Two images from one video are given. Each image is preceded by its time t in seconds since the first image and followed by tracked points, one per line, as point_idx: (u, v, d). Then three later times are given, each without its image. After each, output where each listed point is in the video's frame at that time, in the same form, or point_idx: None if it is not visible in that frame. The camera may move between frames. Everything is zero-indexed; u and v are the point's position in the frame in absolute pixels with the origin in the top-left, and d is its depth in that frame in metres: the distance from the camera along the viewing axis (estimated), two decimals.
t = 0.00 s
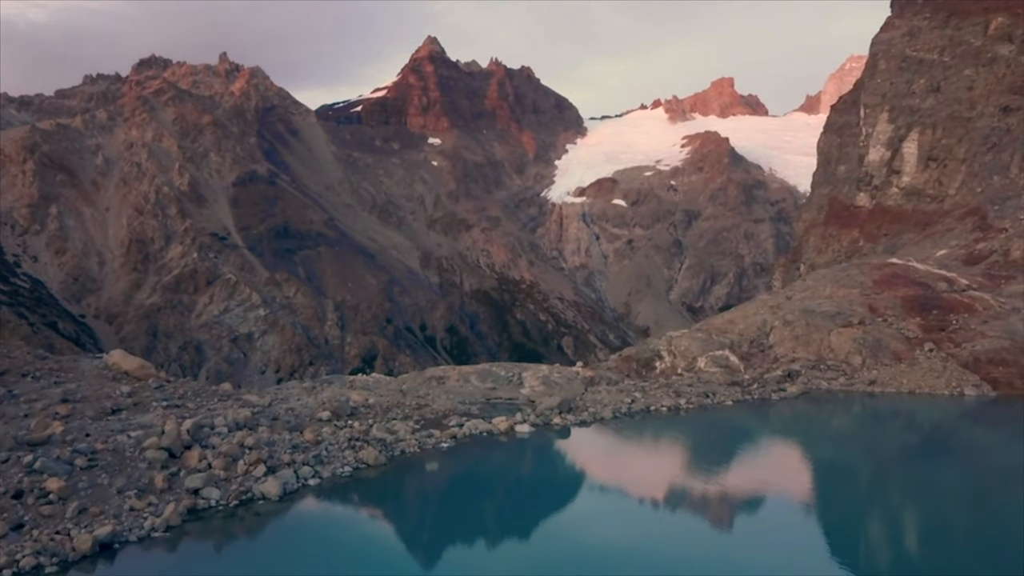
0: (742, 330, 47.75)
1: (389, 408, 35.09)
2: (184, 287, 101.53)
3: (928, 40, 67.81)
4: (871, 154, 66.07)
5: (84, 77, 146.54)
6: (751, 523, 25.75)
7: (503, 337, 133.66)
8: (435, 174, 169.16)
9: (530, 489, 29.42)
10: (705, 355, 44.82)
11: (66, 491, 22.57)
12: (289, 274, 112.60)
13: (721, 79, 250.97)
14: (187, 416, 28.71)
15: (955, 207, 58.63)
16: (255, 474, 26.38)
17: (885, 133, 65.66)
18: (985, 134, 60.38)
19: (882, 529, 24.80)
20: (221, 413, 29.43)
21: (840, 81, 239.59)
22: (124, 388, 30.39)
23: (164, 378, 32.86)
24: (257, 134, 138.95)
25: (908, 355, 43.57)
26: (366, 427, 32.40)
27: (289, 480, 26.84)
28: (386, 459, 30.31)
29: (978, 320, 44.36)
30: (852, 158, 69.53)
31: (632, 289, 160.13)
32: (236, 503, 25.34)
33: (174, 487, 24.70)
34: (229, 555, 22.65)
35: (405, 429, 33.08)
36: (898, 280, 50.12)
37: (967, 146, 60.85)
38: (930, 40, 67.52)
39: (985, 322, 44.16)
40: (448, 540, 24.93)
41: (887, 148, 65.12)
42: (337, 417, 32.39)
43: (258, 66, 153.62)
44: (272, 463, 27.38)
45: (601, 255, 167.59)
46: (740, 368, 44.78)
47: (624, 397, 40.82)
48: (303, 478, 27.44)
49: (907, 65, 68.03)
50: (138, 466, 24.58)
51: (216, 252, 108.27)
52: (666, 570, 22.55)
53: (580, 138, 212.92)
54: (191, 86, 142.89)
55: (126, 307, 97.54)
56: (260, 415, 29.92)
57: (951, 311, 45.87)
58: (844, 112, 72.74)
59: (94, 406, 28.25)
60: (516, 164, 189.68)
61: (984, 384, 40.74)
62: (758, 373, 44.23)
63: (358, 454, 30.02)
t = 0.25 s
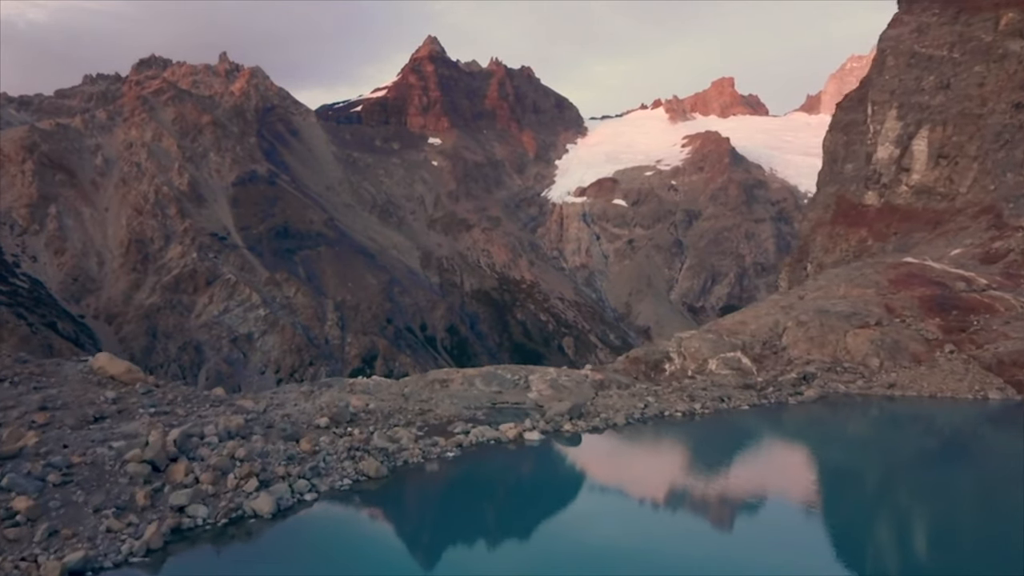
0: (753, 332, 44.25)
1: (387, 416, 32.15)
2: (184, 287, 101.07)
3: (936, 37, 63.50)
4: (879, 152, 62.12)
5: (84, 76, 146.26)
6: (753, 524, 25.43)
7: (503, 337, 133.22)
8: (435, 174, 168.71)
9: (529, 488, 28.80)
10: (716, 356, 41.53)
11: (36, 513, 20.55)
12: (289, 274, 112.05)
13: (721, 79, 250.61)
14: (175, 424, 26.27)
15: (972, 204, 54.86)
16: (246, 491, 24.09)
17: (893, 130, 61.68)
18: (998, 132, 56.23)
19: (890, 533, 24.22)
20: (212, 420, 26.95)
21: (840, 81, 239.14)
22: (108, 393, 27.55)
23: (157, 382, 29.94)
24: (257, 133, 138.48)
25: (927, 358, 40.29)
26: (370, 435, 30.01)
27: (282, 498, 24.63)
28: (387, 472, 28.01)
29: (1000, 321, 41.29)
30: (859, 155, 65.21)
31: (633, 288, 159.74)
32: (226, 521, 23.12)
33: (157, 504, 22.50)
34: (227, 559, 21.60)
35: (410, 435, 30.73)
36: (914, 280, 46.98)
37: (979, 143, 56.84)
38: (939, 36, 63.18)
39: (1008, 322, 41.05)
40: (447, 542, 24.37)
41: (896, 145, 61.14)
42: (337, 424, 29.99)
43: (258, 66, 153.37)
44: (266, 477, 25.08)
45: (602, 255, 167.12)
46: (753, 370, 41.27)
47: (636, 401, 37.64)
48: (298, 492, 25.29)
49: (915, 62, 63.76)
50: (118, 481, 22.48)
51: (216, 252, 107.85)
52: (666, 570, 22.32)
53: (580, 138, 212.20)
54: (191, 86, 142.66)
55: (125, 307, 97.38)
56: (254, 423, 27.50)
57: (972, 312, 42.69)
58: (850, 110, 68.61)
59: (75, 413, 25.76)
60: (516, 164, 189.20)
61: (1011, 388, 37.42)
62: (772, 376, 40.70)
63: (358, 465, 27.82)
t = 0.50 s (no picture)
0: (762, 333, 43.05)
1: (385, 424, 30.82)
2: (183, 287, 100.70)
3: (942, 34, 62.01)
4: (885, 151, 60.81)
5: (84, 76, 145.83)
6: (754, 523, 25.25)
7: (503, 337, 132.89)
8: (435, 174, 168.26)
9: (528, 488, 28.40)
10: (725, 358, 40.37)
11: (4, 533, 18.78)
12: (288, 274, 111.55)
13: (721, 79, 250.14)
14: (163, 432, 24.44)
15: (983, 203, 54.05)
16: (237, 507, 22.39)
17: (900, 130, 60.02)
18: (1008, 129, 55.44)
19: (896, 535, 23.88)
20: (203, 428, 25.11)
21: (840, 81, 238.69)
22: (94, 399, 25.66)
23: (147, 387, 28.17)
24: (257, 133, 138.04)
25: (943, 359, 39.56)
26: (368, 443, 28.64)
27: (275, 513, 23.09)
28: (387, 483, 26.66)
29: (1017, 321, 40.59)
30: (865, 154, 64.31)
31: (633, 289, 159.45)
32: (215, 539, 21.43)
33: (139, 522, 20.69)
34: None
35: (410, 442, 29.51)
36: (927, 279, 46.00)
37: (988, 141, 55.79)
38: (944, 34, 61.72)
39: None
40: (446, 543, 24.02)
41: (903, 144, 59.75)
42: (333, 432, 28.61)
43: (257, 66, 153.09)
44: (258, 491, 23.38)
45: (602, 255, 166.78)
46: (763, 373, 40.11)
47: (646, 405, 36.44)
48: (293, 507, 23.78)
49: (922, 59, 62.15)
50: (97, 497, 20.75)
51: (215, 253, 107.48)
52: (668, 570, 22.14)
53: (580, 138, 211.37)
54: (191, 86, 142.36)
55: (124, 307, 97.13)
56: (248, 431, 25.75)
57: (986, 311, 42.00)
58: (854, 109, 67.47)
59: (56, 421, 23.90)
60: (516, 164, 188.72)
61: None
62: (782, 378, 39.63)
63: (356, 475, 26.47)
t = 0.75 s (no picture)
0: (774, 334, 41.86)
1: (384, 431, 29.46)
2: (182, 287, 100.27)
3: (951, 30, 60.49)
4: (893, 149, 59.25)
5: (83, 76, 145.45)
6: (754, 523, 25.11)
7: (503, 338, 132.45)
8: (435, 174, 167.77)
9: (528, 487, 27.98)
10: (737, 361, 39.18)
11: None
12: (288, 274, 110.96)
13: (721, 79, 249.63)
14: (145, 443, 23.09)
15: (995, 201, 52.54)
16: (218, 529, 20.51)
17: (908, 127, 58.52)
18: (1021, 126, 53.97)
19: (906, 540, 23.35)
20: (188, 438, 23.86)
21: (840, 81, 238.17)
22: (70, 407, 24.13)
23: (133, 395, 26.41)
24: (257, 133, 137.58)
25: (965, 362, 38.46)
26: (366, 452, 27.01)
27: (261, 534, 21.14)
28: (388, 498, 24.94)
29: None
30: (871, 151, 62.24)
31: (633, 289, 159.01)
32: (193, 565, 19.47)
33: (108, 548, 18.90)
34: None
35: (410, 451, 27.90)
36: (944, 280, 44.72)
37: (1000, 138, 54.37)
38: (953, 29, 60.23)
39: None
40: (445, 542, 23.62)
41: (912, 141, 58.18)
42: (329, 441, 27.09)
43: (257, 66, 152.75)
44: (244, 510, 21.52)
45: (603, 256, 166.34)
46: (776, 376, 39.00)
47: (658, 411, 35.15)
48: (282, 526, 21.91)
49: (930, 55, 60.58)
50: (63, 519, 19.20)
51: (214, 253, 106.99)
52: (668, 570, 22.02)
53: (580, 139, 210.89)
54: (191, 86, 141.99)
55: (123, 308, 96.74)
56: (235, 442, 24.32)
57: (1008, 312, 40.88)
58: (858, 106, 65.40)
59: (28, 431, 22.58)
60: (516, 164, 188.16)
61: None
62: (796, 382, 38.57)
63: (352, 490, 24.71)
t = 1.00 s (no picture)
0: (783, 336, 40.97)
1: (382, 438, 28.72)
2: (181, 288, 99.94)
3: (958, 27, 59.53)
4: (899, 147, 58.89)
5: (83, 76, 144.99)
6: (755, 523, 24.89)
7: (503, 338, 132.04)
8: (435, 174, 167.40)
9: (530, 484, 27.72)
10: (746, 363, 38.47)
11: None
12: (287, 275, 110.59)
13: (721, 79, 249.15)
14: (125, 453, 22.61)
15: (1004, 200, 51.79)
16: (198, 547, 19.67)
17: (915, 125, 58.14)
18: None
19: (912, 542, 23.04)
20: (173, 448, 23.39)
21: (840, 80, 237.55)
22: (48, 415, 23.77)
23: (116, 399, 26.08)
24: (256, 133, 137.26)
25: (981, 365, 37.75)
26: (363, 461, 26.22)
27: (245, 552, 20.29)
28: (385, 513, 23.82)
29: None
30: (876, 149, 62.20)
31: (633, 289, 158.74)
32: None
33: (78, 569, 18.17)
34: None
35: (409, 459, 27.03)
36: (957, 279, 43.90)
37: (1009, 136, 53.49)
38: (960, 27, 59.31)
39: None
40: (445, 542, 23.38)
41: (919, 139, 57.76)
42: (324, 449, 26.51)
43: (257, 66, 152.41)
44: (228, 528, 20.71)
45: (603, 256, 166.01)
46: (786, 378, 38.16)
47: (669, 415, 34.27)
48: (270, 543, 21.03)
49: (937, 52, 59.95)
50: (29, 540, 18.54)
51: (214, 253, 106.62)
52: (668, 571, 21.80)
53: (580, 138, 210.46)
54: (191, 85, 141.66)
55: (122, 308, 96.41)
56: (222, 453, 23.73)
57: None
58: (864, 104, 65.31)
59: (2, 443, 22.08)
60: (516, 164, 187.72)
61: None
62: (807, 385, 37.78)
63: (347, 504, 23.68)
